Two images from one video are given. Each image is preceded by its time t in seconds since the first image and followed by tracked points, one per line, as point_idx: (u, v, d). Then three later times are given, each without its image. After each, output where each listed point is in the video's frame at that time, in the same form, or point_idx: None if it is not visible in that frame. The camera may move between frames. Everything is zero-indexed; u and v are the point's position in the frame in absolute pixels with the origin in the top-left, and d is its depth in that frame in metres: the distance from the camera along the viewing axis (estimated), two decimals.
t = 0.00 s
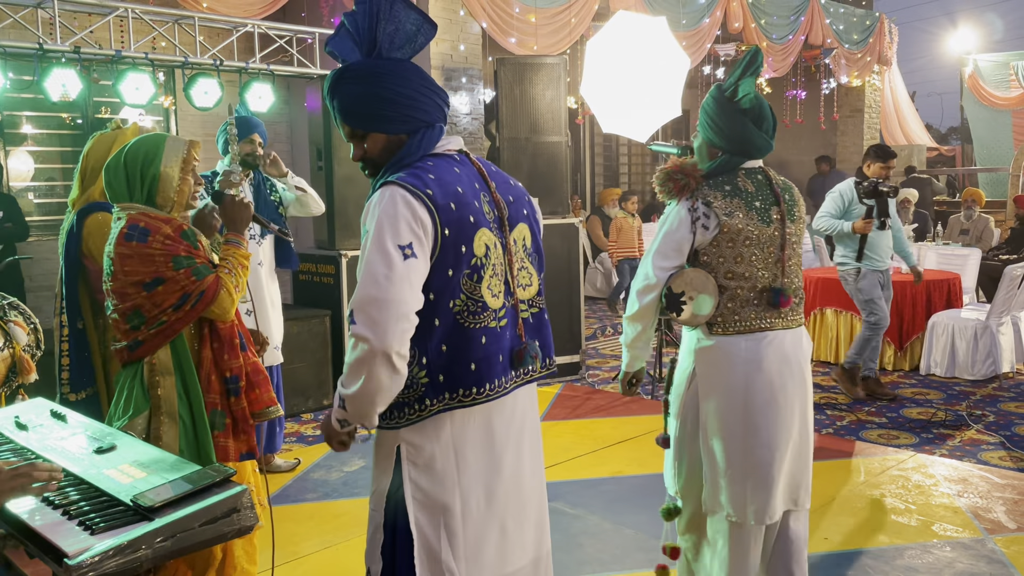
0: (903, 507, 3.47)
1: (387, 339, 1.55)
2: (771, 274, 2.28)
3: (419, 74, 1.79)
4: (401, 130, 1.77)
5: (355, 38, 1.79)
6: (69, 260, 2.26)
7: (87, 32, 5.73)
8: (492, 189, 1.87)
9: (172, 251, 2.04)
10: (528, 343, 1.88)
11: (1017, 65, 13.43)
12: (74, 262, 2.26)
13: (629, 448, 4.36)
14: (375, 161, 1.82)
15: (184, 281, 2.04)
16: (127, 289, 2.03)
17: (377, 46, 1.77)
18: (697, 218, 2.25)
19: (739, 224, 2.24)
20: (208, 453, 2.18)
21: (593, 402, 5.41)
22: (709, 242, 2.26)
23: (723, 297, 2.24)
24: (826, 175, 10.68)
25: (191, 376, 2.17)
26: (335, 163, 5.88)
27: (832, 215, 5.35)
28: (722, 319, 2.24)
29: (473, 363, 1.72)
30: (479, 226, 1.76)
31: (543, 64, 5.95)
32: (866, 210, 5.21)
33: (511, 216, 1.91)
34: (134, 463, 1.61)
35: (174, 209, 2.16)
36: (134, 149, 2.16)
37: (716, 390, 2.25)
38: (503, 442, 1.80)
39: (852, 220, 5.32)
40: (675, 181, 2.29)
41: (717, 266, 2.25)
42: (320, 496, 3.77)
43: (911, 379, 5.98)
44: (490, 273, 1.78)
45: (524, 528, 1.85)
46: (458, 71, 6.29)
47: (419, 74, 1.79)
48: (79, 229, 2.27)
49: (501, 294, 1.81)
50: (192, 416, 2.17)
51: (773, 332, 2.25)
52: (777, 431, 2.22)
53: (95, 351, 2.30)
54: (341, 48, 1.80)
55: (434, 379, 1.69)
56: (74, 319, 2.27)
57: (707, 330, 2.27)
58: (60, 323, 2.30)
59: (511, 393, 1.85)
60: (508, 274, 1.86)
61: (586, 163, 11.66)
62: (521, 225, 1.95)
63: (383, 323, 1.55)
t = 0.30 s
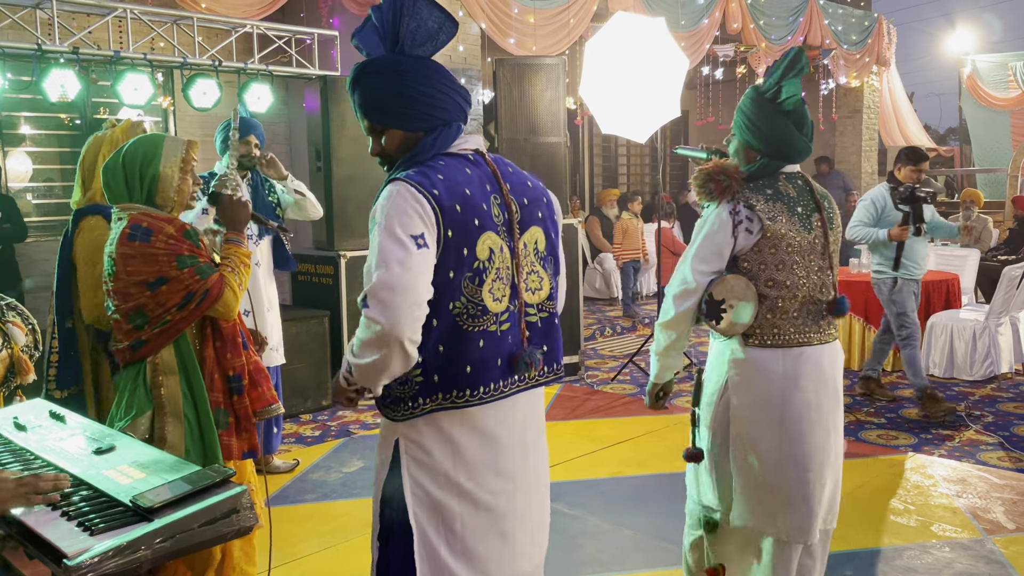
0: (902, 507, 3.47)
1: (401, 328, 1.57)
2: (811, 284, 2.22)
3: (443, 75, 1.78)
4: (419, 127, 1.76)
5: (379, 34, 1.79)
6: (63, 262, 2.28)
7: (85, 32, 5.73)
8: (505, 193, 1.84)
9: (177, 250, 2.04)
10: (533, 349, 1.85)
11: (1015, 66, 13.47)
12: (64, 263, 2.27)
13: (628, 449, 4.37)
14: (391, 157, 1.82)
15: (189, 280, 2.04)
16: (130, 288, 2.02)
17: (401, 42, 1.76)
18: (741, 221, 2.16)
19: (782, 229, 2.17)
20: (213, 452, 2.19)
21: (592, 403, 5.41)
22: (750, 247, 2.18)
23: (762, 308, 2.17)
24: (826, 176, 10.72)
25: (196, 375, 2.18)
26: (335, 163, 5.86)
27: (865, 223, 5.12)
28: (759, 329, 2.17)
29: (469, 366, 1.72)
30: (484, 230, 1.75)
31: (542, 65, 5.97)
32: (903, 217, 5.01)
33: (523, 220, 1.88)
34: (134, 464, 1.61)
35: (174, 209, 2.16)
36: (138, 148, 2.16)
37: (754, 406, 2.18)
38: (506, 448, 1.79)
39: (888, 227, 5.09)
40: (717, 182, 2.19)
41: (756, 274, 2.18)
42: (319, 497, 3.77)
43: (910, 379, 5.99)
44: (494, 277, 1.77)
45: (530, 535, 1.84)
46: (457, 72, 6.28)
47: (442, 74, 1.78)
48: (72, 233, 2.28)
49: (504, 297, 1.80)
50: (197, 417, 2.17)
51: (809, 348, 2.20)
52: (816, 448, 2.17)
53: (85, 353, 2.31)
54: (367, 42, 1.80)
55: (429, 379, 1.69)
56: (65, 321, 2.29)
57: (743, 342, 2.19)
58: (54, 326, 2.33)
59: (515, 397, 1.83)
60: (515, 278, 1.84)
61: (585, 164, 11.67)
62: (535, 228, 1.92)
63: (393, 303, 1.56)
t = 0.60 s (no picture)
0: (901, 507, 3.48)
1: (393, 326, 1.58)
2: (816, 283, 2.23)
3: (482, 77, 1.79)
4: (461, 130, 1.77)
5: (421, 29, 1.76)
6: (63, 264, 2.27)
7: (84, 32, 5.71)
8: (526, 191, 1.83)
9: (180, 251, 2.04)
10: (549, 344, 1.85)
11: (1013, 66, 13.50)
12: (63, 265, 2.25)
13: (628, 449, 4.37)
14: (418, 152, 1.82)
15: (191, 280, 2.04)
16: (134, 289, 2.02)
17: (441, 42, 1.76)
18: (749, 220, 2.15)
19: (789, 228, 2.18)
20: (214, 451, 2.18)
21: (592, 403, 5.41)
22: (756, 247, 2.18)
23: (770, 307, 2.17)
24: (825, 176, 10.75)
25: (197, 376, 2.16)
26: (334, 163, 5.85)
27: (898, 219, 4.79)
28: (767, 329, 2.16)
29: (482, 358, 1.72)
30: (502, 226, 1.74)
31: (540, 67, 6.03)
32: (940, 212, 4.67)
33: (544, 219, 1.87)
34: (133, 464, 1.60)
35: (179, 209, 2.15)
36: (147, 147, 2.14)
37: (764, 412, 2.15)
38: (519, 443, 1.76)
39: (923, 224, 4.76)
40: (722, 182, 2.18)
41: (764, 273, 2.18)
42: (319, 497, 3.77)
43: (909, 380, 6.00)
44: (511, 272, 1.76)
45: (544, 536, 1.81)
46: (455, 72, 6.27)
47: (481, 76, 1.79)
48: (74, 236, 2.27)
49: (521, 292, 1.79)
50: (199, 418, 2.17)
51: (816, 346, 2.20)
52: (824, 451, 2.17)
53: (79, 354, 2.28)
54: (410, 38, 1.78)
55: (443, 368, 1.70)
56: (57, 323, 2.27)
57: (750, 342, 2.18)
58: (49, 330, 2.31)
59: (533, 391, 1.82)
60: (533, 274, 1.83)
61: (584, 164, 11.68)
62: (555, 227, 1.90)
63: (389, 309, 1.58)
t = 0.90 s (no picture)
0: (900, 507, 3.48)
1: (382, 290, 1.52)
2: (779, 281, 2.22)
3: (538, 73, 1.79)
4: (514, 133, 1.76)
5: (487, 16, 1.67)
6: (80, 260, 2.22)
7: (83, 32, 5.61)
8: (518, 189, 1.71)
9: (196, 246, 2.03)
10: (527, 343, 1.73)
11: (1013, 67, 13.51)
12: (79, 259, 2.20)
13: (627, 449, 4.37)
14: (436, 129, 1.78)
15: (207, 276, 2.04)
16: (150, 286, 2.00)
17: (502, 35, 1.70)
18: (717, 220, 2.15)
19: (755, 228, 2.19)
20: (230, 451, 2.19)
21: (592, 403, 5.41)
22: (724, 247, 2.17)
23: (739, 305, 2.16)
24: (824, 175, 10.76)
25: (213, 373, 2.18)
26: (333, 164, 5.86)
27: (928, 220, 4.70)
28: (737, 327, 2.16)
29: (454, 350, 1.62)
30: (479, 220, 1.65)
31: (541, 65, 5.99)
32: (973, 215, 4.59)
33: (532, 217, 1.74)
34: (132, 463, 1.60)
35: (192, 205, 2.14)
36: (161, 143, 2.16)
37: (737, 413, 2.14)
38: (509, 447, 1.65)
39: (956, 226, 4.67)
40: (691, 181, 2.20)
41: (732, 271, 2.18)
42: (318, 496, 3.77)
43: (908, 379, 5.99)
44: (489, 267, 1.66)
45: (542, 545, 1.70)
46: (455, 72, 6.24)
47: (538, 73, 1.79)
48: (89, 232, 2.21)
49: (500, 288, 1.68)
50: (215, 415, 2.17)
51: (782, 340, 2.20)
52: (794, 442, 2.17)
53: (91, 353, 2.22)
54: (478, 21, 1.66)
55: (420, 355, 1.63)
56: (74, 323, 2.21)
57: (721, 340, 2.16)
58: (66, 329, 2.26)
59: (525, 391, 1.70)
60: (521, 271, 1.72)
61: (583, 164, 11.69)
62: (549, 227, 1.78)
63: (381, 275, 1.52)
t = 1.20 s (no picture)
0: (901, 507, 3.47)
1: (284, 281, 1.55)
2: (711, 273, 2.27)
3: (521, 84, 1.67)
4: (472, 143, 1.66)
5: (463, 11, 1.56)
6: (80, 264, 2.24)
7: (85, 31, 5.63)
8: (467, 198, 1.63)
9: (215, 248, 2.00)
10: (465, 353, 1.61)
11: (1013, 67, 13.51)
12: (78, 262, 2.19)
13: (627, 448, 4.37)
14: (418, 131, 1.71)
15: (228, 278, 2.02)
16: (168, 286, 1.98)
17: (483, 36, 1.58)
18: (654, 213, 2.17)
19: (691, 222, 2.21)
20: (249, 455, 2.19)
21: (592, 403, 5.41)
22: (660, 239, 2.20)
23: (671, 296, 2.20)
24: (825, 175, 10.76)
25: (232, 375, 2.17)
26: (334, 163, 5.88)
27: (966, 224, 4.52)
28: (669, 319, 2.20)
29: (383, 352, 1.59)
30: (412, 226, 1.59)
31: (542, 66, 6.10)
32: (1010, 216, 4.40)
33: (479, 226, 1.64)
34: (132, 463, 1.60)
35: (209, 208, 2.07)
36: (177, 143, 2.09)
37: (669, 401, 2.18)
38: (438, 450, 1.58)
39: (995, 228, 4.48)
40: (632, 173, 2.19)
41: (666, 262, 2.21)
42: (319, 496, 3.77)
43: (908, 379, 5.99)
44: (422, 274, 1.59)
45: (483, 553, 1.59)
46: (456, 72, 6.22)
47: (519, 83, 1.66)
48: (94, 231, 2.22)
49: (434, 296, 1.60)
50: (233, 415, 2.17)
51: (713, 328, 2.24)
52: (727, 424, 2.19)
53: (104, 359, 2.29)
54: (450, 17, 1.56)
55: (364, 355, 1.61)
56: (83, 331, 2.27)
57: (654, 329, 2.21)
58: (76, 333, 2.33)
59: (463, 400, 1.60)
60: (464, 279, 1.63)
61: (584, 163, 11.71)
62: (502, 242, 1.66)
63: (294, 267, 1.54)
